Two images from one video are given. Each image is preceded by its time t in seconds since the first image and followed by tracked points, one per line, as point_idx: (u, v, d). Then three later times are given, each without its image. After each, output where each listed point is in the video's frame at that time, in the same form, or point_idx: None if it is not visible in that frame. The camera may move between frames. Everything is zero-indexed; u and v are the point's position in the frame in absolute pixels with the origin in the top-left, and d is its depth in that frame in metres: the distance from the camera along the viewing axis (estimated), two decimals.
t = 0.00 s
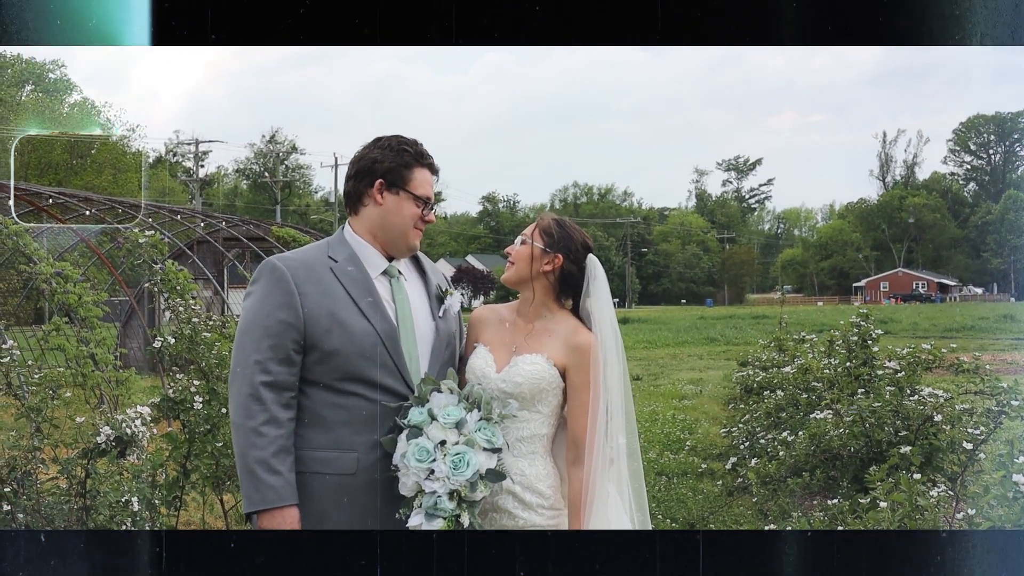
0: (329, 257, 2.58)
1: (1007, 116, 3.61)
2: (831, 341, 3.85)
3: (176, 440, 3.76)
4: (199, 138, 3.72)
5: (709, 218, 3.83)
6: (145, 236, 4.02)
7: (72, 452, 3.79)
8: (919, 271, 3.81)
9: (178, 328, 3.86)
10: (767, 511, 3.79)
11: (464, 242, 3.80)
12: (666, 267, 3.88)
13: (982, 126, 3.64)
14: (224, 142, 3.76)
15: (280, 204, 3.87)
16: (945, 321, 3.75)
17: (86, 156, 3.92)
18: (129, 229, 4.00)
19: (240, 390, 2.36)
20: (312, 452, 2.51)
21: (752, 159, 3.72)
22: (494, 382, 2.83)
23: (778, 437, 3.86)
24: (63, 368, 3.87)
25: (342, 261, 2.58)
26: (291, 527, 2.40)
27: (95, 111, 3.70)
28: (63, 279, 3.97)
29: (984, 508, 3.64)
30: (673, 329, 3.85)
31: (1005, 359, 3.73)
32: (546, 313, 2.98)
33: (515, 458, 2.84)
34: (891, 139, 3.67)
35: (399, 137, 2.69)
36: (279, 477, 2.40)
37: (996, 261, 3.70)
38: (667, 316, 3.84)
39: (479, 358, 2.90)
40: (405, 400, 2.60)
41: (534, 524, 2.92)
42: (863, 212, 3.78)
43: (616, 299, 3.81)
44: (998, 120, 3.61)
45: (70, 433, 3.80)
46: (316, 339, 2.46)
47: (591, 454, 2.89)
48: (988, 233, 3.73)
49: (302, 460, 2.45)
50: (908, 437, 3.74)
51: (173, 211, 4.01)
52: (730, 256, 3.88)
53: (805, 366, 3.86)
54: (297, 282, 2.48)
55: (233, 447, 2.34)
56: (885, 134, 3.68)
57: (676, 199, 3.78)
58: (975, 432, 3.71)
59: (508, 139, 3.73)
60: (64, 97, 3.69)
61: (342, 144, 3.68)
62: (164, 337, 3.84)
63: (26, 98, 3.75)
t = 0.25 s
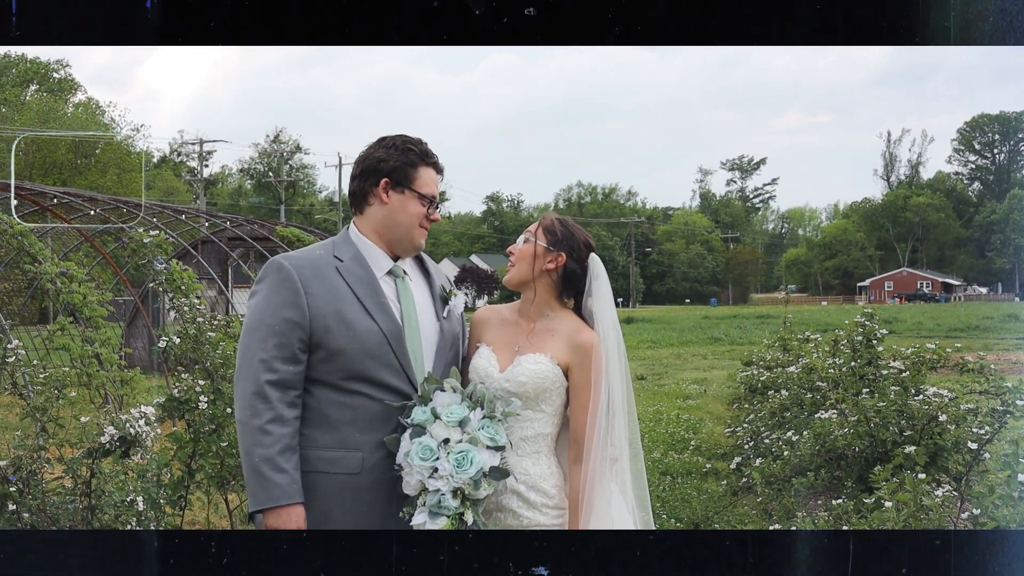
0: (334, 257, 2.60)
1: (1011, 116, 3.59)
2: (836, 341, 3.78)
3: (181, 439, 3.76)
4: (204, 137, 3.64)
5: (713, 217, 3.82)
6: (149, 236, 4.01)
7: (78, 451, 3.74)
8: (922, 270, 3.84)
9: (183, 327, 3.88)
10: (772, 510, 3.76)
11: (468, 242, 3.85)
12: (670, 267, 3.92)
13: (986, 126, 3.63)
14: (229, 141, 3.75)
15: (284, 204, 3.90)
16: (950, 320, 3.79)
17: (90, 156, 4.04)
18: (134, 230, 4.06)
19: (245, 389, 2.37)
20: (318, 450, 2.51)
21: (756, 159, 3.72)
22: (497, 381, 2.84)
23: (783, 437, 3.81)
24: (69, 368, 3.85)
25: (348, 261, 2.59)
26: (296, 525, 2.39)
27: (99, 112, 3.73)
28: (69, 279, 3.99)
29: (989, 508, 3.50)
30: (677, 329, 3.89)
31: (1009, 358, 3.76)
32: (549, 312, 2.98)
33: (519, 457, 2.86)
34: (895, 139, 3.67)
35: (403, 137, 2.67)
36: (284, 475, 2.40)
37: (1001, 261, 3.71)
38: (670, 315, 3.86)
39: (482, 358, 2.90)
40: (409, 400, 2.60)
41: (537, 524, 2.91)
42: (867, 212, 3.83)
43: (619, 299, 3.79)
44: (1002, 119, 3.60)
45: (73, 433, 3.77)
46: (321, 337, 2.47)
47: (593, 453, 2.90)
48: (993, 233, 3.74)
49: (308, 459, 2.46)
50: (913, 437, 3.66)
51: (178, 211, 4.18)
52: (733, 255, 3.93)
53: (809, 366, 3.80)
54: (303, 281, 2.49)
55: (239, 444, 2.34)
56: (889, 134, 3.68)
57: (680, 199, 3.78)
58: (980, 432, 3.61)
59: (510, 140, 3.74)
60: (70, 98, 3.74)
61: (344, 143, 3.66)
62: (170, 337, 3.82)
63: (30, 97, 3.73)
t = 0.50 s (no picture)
0: (331, 257, 2.59)
1: (1007, 117, 3.62)
2: (832, 342, 3.86)
3: (177, 440, 3.77)
4: (200, 138, 3.73)
5: (709, 219, 3.82)
6: (146, 237, 4.00)
7: (72, 453, 3.80)
8: (919, 271, 3.78)
9: (180, 329, 3.88)
10: (767, 511, 3.79)
11: (464, 243, 3.78)
12: (666, 268, 3.87)
13: (982, 127, 3.65)
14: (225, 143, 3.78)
15: (280, 205, 3.84)
16: (947, 321, 3.73)
17: (87, 157, 3.89)
18: (130, 229, 3.99)
19: (243, 388, 2.37)
20: (315, 449, 2.53)
21: (753, 160, 3.72)
22: (492, 382, 2.83)
23: (778, 437, 3.89)
24: (64, 369, 3.88)
25: (344, 261, 2.59)
26: (294, 524, 2.42)
27: (94, 113, 3.73)
28: (64, 280, 3.95)
29: (984, 509, 3.67)
30: (673, 329, 3.83)
31: (1006, 360, 3.72)
32: (544, 313, 2.98)
33: (514, 458, 2.85)
34: (891, 140, 3.67)
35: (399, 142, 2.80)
36: (282, 474, 2.41)
37: (996, 261, 3.71)
38: (666, 316, 3.82)
39: (477, 358, 2.90)
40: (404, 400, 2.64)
41: (532, 524, 2.94)
42: (863, 213, 3.79)
43: (616, 300, 3.75)
44: (997, 120, 3.62)
45: (69, 434, 3.82)
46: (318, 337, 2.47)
47: (588, 453, 2.89)
48: (990, 234, 3.74)
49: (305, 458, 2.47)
50: (908, 437, 3.79)
51: (175, 213, 3.94)
52: (730, 257, 3.85)
53: (805, 367, 3.88)
54: (299, 280, 2.48)
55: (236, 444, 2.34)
56: (885, 135, 3.68)
57: (677, 200, 3.81)
58: (974, 433, 3.74)
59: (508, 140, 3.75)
60: (66, 99, 3.72)
61: (344, 145, 3.71)
62: (166, 338, 3.86)
63: (27, 99, 3.76)
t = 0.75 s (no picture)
0: (330, 254, 2.60)
1: (1005, 117, 3.61)
2: (830, 341, 3.83)
3: (175, 440, 3.77)
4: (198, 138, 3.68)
5: (707, 218, 3.82)
6: (143, 237, 4.02)
7: (71, 452, 3.76)
8: (917, 271, 3.83)
9: (177, 328, 3.86)
10: (765, 510, 3.78)
11: (462, 242, 3.82)
12: (664, 267, 3.91)
13: (980, 126, 3.65)
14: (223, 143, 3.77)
15: (278, 204, 3.88)
16: (944, 321, 3.77)
17: (84, 156, 3.93)
18: (128, 230, 4.05)
19: (240, 385, 2.38)
20: (312, 447, 2.52)
21: (751, 159, 3.71)
22: (489, 381, 2.84)
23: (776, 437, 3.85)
24: (63, 369, 3.84)
25: (343, 258, 2.59)
26: (290, 521, 2.41)
27: (93, 113, 3.68)
28: (63, 280, 3.98)
29: (982, 508, 3.58)
30: (669, 329, 3.86)
31: (1002, 358, 3.74)
32: (542, 313, 2.98)
33: (510, 458, 2.85)
34: (889, 140, 3.67)
35: (399, 137, 2.69)
36: (279, 470, 2.41)
37: (995, 261, 3.71)
38: (665, 316, 3.86)
39: (474, 358, 2.90)
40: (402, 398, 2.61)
41: (529, 524, 2.92)
42: (861, 212, 3.79)
43: (613, 300, 3.82)
44: (995, 120, 3.62)
45: (69, 433, 3.76)
46: (316, 334, 2.48)
47: (584, 453, 2.90)
48: (987, 234, 3.73)
49: (302, 455, 2.47)
50: (906, 437, 3.72)
51: (172, 211, 4.11)
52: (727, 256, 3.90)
53: (802, 366, 3.84)
54: (298, 278, 2.50)
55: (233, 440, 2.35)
56: (883, 135, 3.69)
57: (674, 200, 3.80)
58: (973, 432, 3.68)
59: (511, 140, 3.76)
60: (63, 99, 3.68)
61: (344, 143, 3.70)
62: (164, 338, 3.82)
63: (24, 98, 3.76)
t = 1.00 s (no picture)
0: (325, 255, 2.60)
1: (996, 118, 3.65)
2: (822, 343, 3.84)
3: (167, 441, 3.76)
4: (190, 138, 3.73)
5: (699, 219, 3.82)
6: (135, 238, 4.03)
7: (62, 453, 3.77)
8: (909, 272, 3.81)
9: (169, 329, 3.86)
10: (757, 512, 3.80)
11: (455, 243, 3.83)
12: (656, 268, 3.91)
13: (972, 128, 3.66)
14: (215, 144, 3.78)
15: (271, 206, 3.88)
16: (936, 322, 3.75)
17: (76, 157, 3.85)
18: (120, 231, 4.03)
19: (234, 384, 2.38)
20: (306, 447, 2.53)
21: (742, 160, 3.72)
22: (481, 383, 2.83)
23: (768, 438, 3.86)
24: (54, 369, 3.85)
25: (339, 260, 2.59)
26: (284, 521, 2.42)
27: (84, 114, 3.71)
28: (55, 281, 3.95)
29: (972, 508, 3.65)
30: (661, 330, 3.87)
31: (994, 360, 3.77)
32: (535, 315, 2.98)
33: (502, 460, 2.85)
34: (881, 141, 3.68)
35: (393, 139, 2.71)
36: (273, 471, 2.42)
37: (987, 262, 3.72)
38: (658, 318, 3.87)
39: (466, 360, 2.90)
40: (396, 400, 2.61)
41: (520, 525, 2.94)
42: (853, 213, 3.81)
43: (607, 301, 3.83)
44: (986, 121, 3.64)
45: (60, 434, 3.78)
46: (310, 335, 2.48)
47: (576, 455, 2.89)
48: (979, 235, 3.75)
49: (296, 456, 2.48)
50: (897, 437, 3.74)
51: (164, 214, 4.01)
52: (720, 257, 3.89)
53: (794, 367, 3.85)
54: (293, 278, 2.50)
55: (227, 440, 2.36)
56: (875, 136, 3.69)
57: (667, 200, 3.80)
58: (963, 433, 3.71)
59: (505, 143, 3.76)
60: (55, 99, 3.70)
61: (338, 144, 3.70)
62: (156, 338, 3.83)
63: (16, 100, 3.77)
